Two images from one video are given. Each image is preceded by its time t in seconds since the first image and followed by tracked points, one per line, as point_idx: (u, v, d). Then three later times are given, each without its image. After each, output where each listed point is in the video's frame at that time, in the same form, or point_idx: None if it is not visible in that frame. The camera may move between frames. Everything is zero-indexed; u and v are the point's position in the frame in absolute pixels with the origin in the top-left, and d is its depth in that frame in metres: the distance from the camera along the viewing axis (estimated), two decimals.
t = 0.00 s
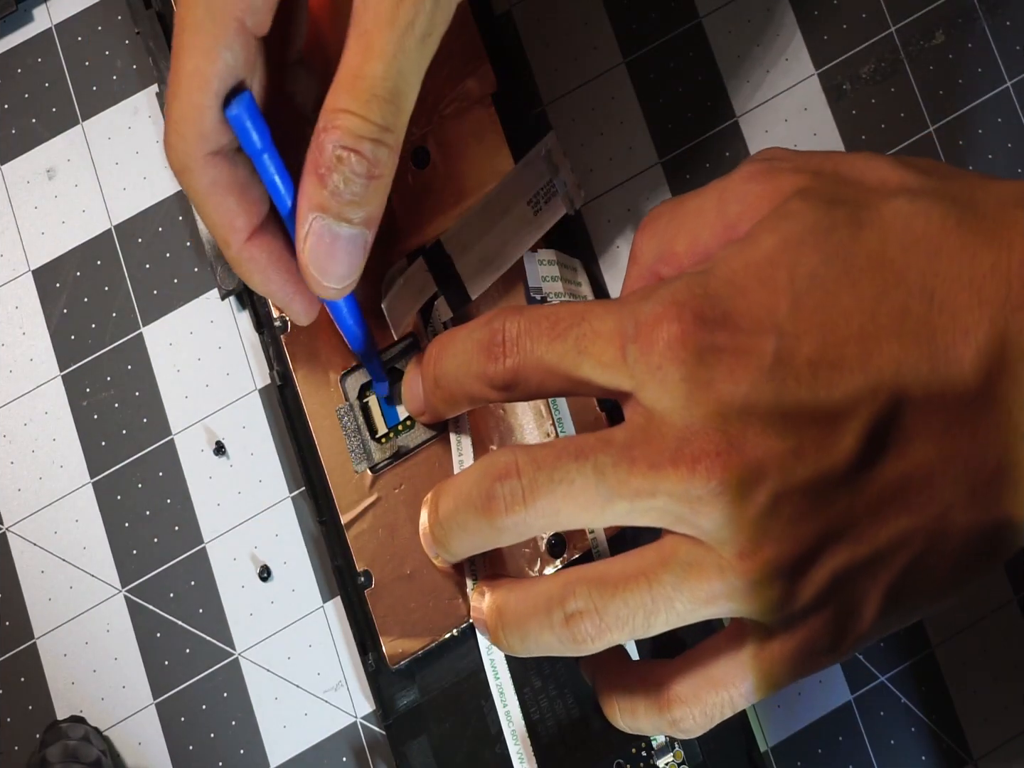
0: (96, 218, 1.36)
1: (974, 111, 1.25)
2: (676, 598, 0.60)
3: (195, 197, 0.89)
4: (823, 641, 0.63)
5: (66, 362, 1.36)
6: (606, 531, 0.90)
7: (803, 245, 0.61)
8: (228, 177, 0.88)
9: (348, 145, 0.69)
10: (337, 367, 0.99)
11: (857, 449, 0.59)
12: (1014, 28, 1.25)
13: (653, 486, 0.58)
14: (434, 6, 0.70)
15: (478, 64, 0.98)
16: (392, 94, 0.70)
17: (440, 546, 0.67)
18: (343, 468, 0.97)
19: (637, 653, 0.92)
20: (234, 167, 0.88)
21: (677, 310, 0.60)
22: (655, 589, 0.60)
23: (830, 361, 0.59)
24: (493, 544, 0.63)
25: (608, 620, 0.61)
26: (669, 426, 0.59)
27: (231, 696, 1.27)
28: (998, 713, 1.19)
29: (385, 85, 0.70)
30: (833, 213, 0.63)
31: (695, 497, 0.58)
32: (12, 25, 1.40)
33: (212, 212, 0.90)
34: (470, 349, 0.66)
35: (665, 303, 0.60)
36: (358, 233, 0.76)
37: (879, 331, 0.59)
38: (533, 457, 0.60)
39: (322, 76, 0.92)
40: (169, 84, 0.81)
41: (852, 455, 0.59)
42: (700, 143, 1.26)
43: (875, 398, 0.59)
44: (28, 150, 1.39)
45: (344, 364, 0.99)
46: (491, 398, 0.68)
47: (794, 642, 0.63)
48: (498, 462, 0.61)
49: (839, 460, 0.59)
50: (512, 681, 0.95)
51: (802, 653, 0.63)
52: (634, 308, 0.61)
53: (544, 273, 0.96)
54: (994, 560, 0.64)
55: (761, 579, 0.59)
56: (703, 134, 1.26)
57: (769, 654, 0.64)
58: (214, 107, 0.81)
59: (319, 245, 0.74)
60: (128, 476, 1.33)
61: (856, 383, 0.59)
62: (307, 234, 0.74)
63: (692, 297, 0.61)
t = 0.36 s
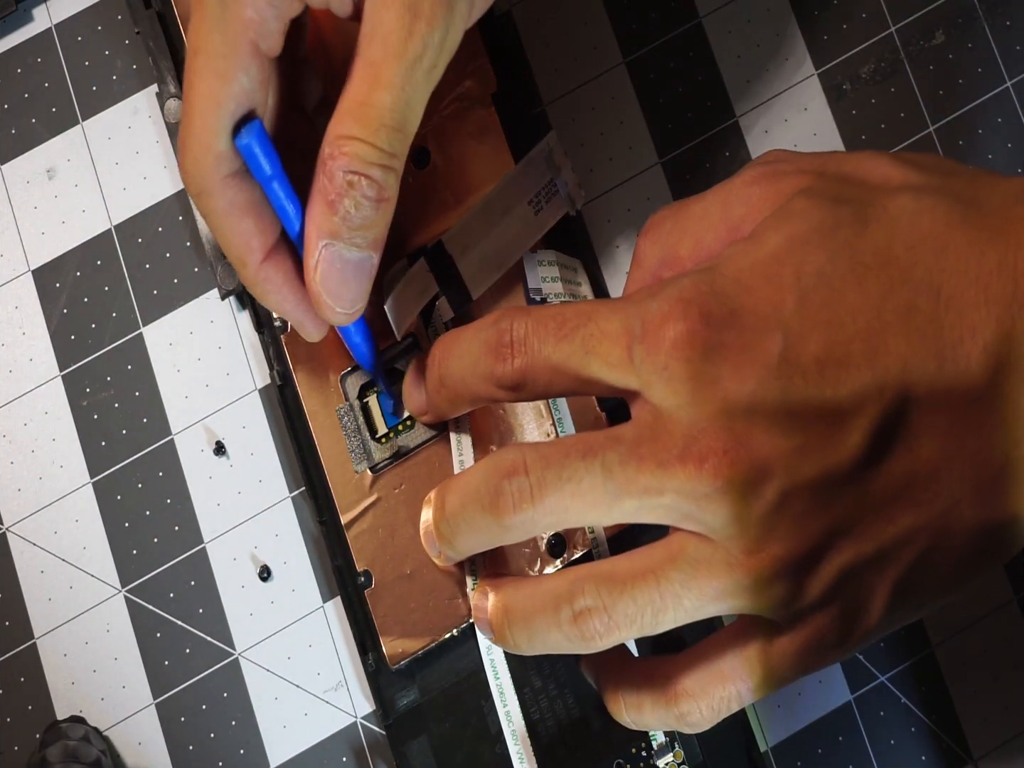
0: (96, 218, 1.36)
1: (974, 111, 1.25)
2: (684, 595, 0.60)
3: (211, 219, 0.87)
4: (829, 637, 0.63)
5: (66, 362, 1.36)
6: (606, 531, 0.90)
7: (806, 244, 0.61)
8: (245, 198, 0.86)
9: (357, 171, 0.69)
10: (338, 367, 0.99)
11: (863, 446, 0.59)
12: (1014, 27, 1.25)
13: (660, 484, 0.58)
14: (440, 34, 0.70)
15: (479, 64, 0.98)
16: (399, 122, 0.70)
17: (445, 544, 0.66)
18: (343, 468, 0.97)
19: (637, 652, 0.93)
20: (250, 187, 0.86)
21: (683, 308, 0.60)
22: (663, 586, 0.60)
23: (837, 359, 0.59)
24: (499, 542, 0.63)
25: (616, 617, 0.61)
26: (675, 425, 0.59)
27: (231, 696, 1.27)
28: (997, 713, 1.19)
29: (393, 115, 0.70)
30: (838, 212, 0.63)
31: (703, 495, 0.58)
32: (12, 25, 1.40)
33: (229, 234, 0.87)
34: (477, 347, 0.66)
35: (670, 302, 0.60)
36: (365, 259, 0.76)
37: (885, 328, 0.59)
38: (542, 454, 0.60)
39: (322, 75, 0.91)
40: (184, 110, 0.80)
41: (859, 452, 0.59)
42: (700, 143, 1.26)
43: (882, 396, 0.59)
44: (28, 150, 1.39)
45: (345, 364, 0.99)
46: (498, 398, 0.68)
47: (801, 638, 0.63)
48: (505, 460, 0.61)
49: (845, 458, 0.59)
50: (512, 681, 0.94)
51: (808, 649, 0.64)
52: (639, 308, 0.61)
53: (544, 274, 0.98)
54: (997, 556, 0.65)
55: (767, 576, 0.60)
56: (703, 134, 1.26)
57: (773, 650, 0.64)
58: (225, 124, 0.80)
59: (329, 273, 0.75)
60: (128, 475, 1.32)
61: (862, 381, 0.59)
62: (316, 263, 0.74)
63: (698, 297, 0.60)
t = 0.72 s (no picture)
0: (96, 218, 1.36)
1: (974, 111, 1.25)
2: (689, 594, 0.60)
3: (211, 223, 0.86)
4: (832, 635, 0.63)
5: (66, 362, 1.36)
6: (605, 530, 0.90)
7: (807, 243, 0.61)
8: (245, 199, 0.86)
9: (357, 172, 0.70)
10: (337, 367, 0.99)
11: (868, 445, 0.59)
12: (1014, 27, 1.25)
13: (664, 484, 0.58)
14: (443, 40, 0.70)
15: (480, 64, 0.98)
16: (399, 126, 0.70)
17: (448, 543, 0.66)
18: (344, 468, 0.97)
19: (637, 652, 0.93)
20: (250, 188, 0.85)
21: (687, 307, 0.60)
22: (667, 586, 0.60)
23: (841, 357, 0.59)
24: (502, 542, 0.63)
25: (621, 616, 0.61)
26: (679, 425, 0.59)
27: (231, 696, 1.27)
28: (997, 712, 1.19)
29: (393, 119, 0.70)
30: (841, 211, 0.63)
31: (707, 494, 0.58)
32: (12, 25, 1.40)
33: (227, 235, 0.87)
34: (480, 346, 0.66)
35: (674, 302, 0.60)
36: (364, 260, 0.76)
37: (889, 327, 0.59)
38: (547, 454, 0.60)
39: (322, 74, 0.91)
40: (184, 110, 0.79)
41: (863, 451, 0.59)
42: (700, 143, 1.26)
43: (887, 394, 0.59)
44: (28, 150, 1.39)
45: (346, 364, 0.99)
46: (500, 397, 0.68)
47: (805, 636, 0.63)
48: (511, 460, 0.61)
49: (849, 456, 0.59)
50: (512, 681, 0.94)
51: (811, 648, 0.64)
52: (643, 307, 0.61)
53: (545, 275, 0.98)
54: (999, 555, 0.65)
55: (770, 573, 0.60)
56: (703, 134, 1.26)
57: (774, 649, 0.64)
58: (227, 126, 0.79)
59: (328, 274, 0.74)
60: (129, 476, 1.33)
61: (866, 379, 0.59)
62: (315, 263, 0.73)
63: (702, 296, 0.60)
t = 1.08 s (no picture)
0: (96, 218, 1.36)
1: (973, 111, 1.25)
2: (680, 595, 0.60)
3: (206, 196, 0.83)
4: (825, 642, 0.63)
5: (66, 361, 1.36)
6: (607, 530, 0.90)
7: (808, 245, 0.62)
8: (245, 174, 0.83)
9: (366, 137, 0.71)
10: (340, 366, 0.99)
11: (861, 451, 0.59)
12: (1014, 27, 1.25)
13: (658, 481, 0.58)
14: (458, 14, 0.70)
15: (482, 64, 0.98)
16: (409, 95, 0.71)
17: (441, 543, 0.67)
18: (344, 467, 0.97)
19: (637, 654, 0.92)
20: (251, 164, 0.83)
21: (686, 306, 0.60)
22: (658, 585, 0.60)
23: (837, 363, 0.59)
24: (495, 538, 0.63)
25: (611, 618, 0.61)
26: (675, 421, 0.59)
27: (230, 696, 1.27)
28: (996, 712, 1.19)
29: (403, 87, 0.70)
30: (838, 215, 0.64)
31: (701, 491, 0.58)
32: (12, 26, 1.40)
33: (223, 209, 0.84)
34: (474, 340, 0.66)
35: (673, 300, 0.60)
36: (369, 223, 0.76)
37: (884, 334, 0.59)
38: (539, 450, 0.60)
39: (324, 73, 0.91)
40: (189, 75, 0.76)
41: (857, 457, 0.59)
42: (700, 143, 1.26)
43: (881, 401, 0.59)
44: (28, 150, 1.39)
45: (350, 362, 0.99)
46: (493, 391, 0.68)
47: (798, 641, 0.63)
48: (503, 455, 0.61)
49: (843, 461, 0.59)
50: (513, 681, 0.94)
51: (804, 654, 0.63)
52: (645, 304, 0.61)
53: (548, 274, 0.97)
54: (999, 564, 0.65)
55: (762, 577, 0.60)
56: (704, 133, 1.26)
57: (768, 654, 0.64)
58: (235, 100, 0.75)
59: (336, 235, 0.75)
60: (128, 476, 1.32)
61: (862, 385, 0.59)
62: (322, 224, 0.74)
63: (701, 295, 0.60)
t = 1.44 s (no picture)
0: (96, 218, 1.36)
1: (973, 111, 1.25)
2: (661, 594, 0.60)
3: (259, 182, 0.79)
4: (809, 649, 0.62)
5: (66, 361, 1.36)
6: (607, 531, 0.90)
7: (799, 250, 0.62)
8: (322, 171, 0.68)
9: (418, 128, 0.73)
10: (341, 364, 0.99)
11: (844, 455, 0.59)
12: (1013, 27, 1.25)
13: (638, 480, 0.58)
14: (513, 8, 0.71)
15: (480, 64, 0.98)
16: (463, 85, 0.72)
17: (426, 540, 0.67)
18: (343, 467, 0.97)
19: (637, 656, 0.92)
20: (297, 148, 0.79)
21: (671, 311, 0.60)
22: (640, 583, 0.60)
23: (819, 367, 0.59)
24: (479, 534, 0.63)
25: (592, 610, 0.61)
26: (655, 423, 0.59)
27: (230, 696, 1.27)
28: (998, 712, 1.19)
29: (458, 77, 0.71)
30: (827, 219, 0.64)
31: (680, 492, 0.57)
32: (12, 25, 1.40)
33: (291, 210, 0.70)
34: (464, 353, 0.66)
35: (653, 306, 0.61)
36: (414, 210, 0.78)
37: (864, 339, 0.59)
38: (522, 446, 0.60)
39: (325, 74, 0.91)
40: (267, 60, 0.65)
41: (839, 461, 0.59)
42: (700, 143, 1.26)
43: (862, 405, 0.59)
44: (28, 150, 1.39)
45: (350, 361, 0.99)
46: (482, 402, 0.67)
47: (782, 647, 0.62)
48: (485, 452, 0.61)
49: (825, 465, 0.59)
50: (514, 681, 0.94)
51: (787, 660, 0.63)
52: (642, 305, 0.61)
53: (547, 272, 0.96)
54: (988, 571, 0.64)
55: (746, 581, 0.59)
56: (703, 133, 1.26)
57: (754, 658, 0.63)
58: (324, 92, 0.63)
59: (382, 221, 0.77)
60: (128, 476, 1.32)
61: (843, 390, 0.59)
62: (370, 210, 0.76)
63: (682, 301, 0.61)
